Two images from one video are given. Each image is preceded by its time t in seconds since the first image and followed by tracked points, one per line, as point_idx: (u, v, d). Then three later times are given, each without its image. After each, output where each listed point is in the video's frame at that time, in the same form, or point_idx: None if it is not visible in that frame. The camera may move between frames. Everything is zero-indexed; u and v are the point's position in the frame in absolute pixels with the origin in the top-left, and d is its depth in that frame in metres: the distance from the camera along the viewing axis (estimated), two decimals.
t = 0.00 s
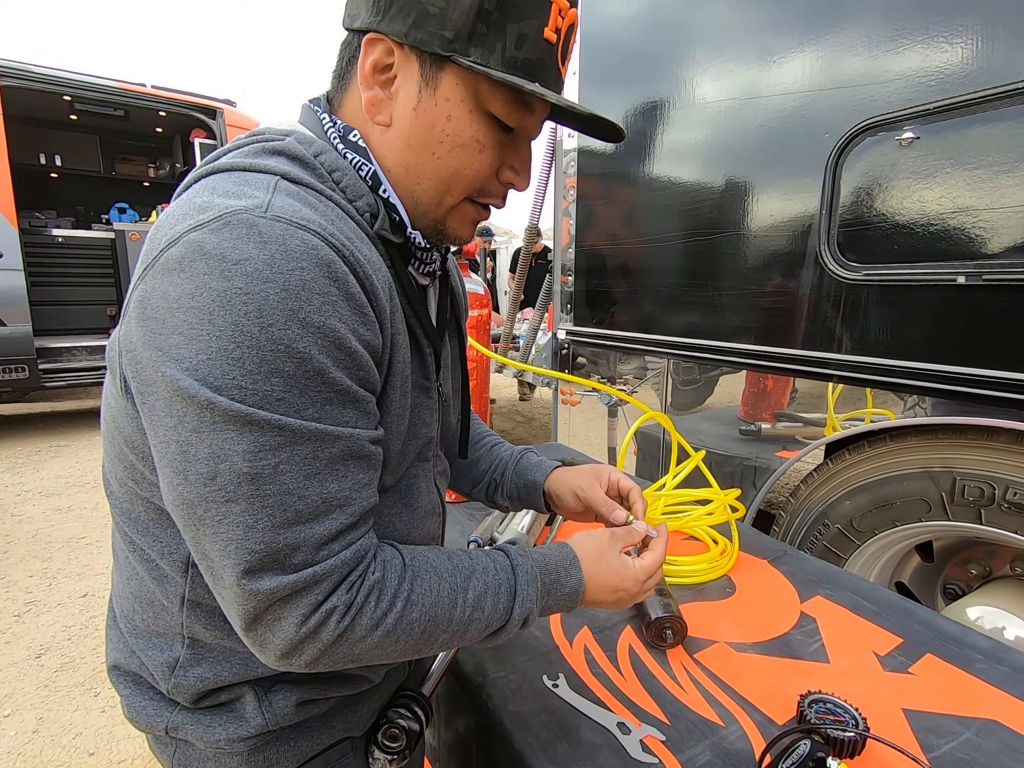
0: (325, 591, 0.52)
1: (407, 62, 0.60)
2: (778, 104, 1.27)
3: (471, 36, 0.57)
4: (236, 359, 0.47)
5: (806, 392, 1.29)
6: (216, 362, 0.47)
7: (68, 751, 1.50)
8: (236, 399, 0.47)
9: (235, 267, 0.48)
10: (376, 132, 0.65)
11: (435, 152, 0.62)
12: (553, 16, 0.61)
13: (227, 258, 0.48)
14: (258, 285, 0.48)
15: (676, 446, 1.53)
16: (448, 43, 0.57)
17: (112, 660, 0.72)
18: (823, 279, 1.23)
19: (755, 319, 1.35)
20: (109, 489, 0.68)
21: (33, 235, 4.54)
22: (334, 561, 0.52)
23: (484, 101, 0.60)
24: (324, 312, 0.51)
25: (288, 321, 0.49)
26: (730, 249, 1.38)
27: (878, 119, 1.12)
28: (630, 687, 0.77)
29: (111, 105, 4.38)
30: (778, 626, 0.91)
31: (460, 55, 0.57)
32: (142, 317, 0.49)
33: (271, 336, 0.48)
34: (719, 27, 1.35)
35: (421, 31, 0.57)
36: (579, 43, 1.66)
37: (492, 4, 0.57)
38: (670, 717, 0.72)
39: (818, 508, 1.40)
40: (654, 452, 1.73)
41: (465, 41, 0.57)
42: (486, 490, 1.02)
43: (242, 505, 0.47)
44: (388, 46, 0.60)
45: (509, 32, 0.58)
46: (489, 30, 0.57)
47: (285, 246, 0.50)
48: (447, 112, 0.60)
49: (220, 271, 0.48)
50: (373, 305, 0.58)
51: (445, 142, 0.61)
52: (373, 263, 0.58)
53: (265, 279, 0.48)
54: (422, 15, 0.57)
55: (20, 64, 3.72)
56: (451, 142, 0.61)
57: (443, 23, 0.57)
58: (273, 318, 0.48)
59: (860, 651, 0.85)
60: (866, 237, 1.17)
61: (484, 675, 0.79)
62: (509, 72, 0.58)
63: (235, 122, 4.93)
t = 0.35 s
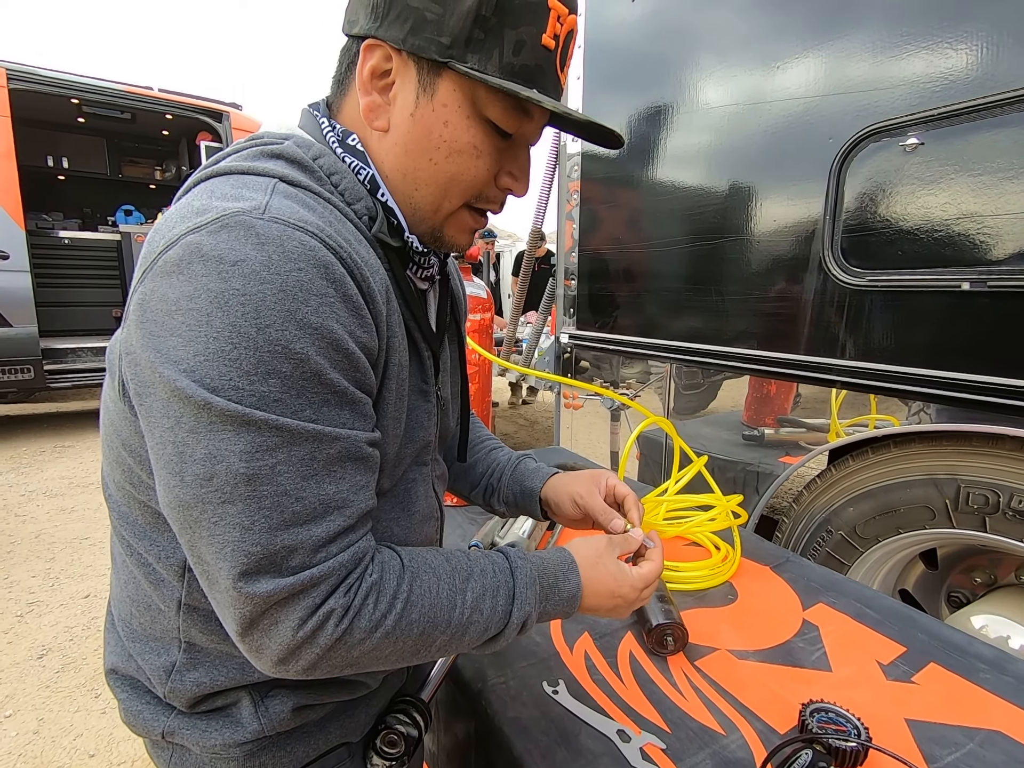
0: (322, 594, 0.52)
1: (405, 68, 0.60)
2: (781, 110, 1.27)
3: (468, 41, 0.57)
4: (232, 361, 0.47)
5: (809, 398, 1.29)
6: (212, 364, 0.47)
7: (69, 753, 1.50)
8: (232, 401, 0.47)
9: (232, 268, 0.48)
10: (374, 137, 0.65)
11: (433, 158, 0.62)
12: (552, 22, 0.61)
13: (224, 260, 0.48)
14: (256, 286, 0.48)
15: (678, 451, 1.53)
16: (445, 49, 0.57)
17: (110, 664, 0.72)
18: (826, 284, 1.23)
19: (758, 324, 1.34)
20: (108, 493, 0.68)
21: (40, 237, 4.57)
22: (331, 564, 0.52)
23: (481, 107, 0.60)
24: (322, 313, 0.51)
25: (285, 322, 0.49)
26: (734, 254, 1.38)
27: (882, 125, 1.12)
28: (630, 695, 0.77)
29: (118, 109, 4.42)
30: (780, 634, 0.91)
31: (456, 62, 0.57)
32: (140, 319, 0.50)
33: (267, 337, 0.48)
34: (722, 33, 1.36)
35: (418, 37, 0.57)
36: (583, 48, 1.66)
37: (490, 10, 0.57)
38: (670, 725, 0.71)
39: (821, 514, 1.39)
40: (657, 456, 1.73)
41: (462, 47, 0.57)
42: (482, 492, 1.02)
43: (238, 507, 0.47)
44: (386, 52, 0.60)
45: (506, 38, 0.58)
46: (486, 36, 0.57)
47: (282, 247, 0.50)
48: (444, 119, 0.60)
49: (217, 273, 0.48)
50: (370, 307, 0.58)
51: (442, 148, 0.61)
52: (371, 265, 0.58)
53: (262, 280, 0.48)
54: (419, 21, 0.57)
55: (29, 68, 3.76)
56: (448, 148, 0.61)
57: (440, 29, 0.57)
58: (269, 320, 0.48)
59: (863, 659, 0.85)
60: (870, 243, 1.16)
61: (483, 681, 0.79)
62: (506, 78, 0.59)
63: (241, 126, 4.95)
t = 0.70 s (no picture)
0: (324, 605, 0.53)
1: (398, 74, 0.61)
2: (783, 118, 1.28)
3: (457, 43, 0.58)
4: (239, 374, 0.48)
5: (812, 403, 1.29)
6: (219, 376, 0.48)
7: (74, 755, 1.51)
8: (238, 413, 0.48)
9: (240, 283, 0.49)
10: (372, 145, 0.67)
11: (424, 161, 0.63)
12: (543, 24, 0.61)
13: (232, 274, 0.49)
14: (262, 299, 0.49)
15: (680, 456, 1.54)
16: (434, 51, 0.58)
17: (117, 670, 0.73)
18: (829, 291, 1.23)
19: (761, 331, 1.35)
20: (116, 500, 0.69)
21: (47, 241, 4.61)
22: (334, 575, 0.53)
23: (472, 107, 0.61)
24: (328, 328, 0.52)
25: (290, 336, 0.49)
26: (737, 260, 1.38)
27: (883, 133, 1.13)
28: (632, 700, 0.77)
29: (125, 114, 4.46)
30: (783, 641, 0.91)
31: (444, 63, 0.58)
32: (149, 332, 0.51)
33: (273, 351, 0.49)
34: (723, 42, 1.37)
35: (409, 41, 0.59)
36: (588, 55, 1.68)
37: (478, 12, 0.58)
38: (672, 730, 0.72)
39: (823, 520, 1.39)
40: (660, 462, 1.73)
41: (450, 48, 0.58)
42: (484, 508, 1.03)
43: (243, 519, 0.48)
44: (381, 60, 0.62)
45: (495, 39, 0.59)
46: (474, 37, 0.58)
47: (289, 262, 0.51)
48: (435, 121, 0.61)
49: (224, 286, 0.49)
50: (375, 320, 0.59)
51: (433, 149, 0.62)
52: (375, 279, 0.59)
53: (269, 294, 0.49)
54: (409, 27, 0.59)
55: (37, 74, 3.80)
56: (439, 150, 0.62)
57: (429, 33, 0.58)
58: (275, 334, 0.49)
59: (865, 666, 0.85)
60: (872, 250, 1.17)
61: (486, 686, 0.80)
62: (495, 77, 0.59)
63: (246, 131, 4.98)
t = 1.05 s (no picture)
0: (268, 638, 0.52)
1: (435, 104, 0.65)
2: (777, 131, 1.31)
3: (491, 74, 0.61)
4: (237, 391, 0.49)
5: (807, 407, 1.32)
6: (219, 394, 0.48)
7: (77, 759, 1.52)
8: (232, 433, 0.48)
9: (257, 306, 0.51)
10: (404, 171, 0.70)
11: (454, 185, 0.66)
12: (576, 59, 0.62)
13: (251, 298, 0.51)
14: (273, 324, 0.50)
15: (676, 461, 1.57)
16: (469, 81, 0.61)
17: (133, 674, 0.75)
18: (821, 298, 1.26)
19: (756, 338, 1.38)
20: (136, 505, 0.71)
21: (47, 246, 4.63)
22: (285, 609, 0.52)
23: (503, 135, 0.63)
24: (333, 361, 0.52)
25: (296, 364, 0.50)
26: (732, 268, 1.41)
27: (873, 147, 1.16)
28: (630, 700, 0.80)
29: (126, 121, 4.48)
30: (777, 643, 0.93)
31: (479, 92, 0.61)
32: (160, 342, 0.53)
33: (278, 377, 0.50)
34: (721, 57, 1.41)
35: (445, 72, 0.62)
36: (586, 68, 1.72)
37: (513, 45, 0.60)
38: (669, 730, 0.74)
39: (817, 524, 1.42)
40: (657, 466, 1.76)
41: (484, 79, 0.61)
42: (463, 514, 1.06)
43: (204, 535, 0.48)
44: (419, 91, 0.65)
45: (527, 72, 0.61)
46: (507, 69, 0.60)
47: (308, 293, 0.53)
48: (466, 147, 0.64)
49: (242, 308, 0.51)
50: (388, 357, 0.59)
51: (463, 174, 0.65)
52: (392, 315, 0.60)
53: (283, 321, 0.51)
54: (447, 58, 0.62)
55: (39, 80, 3.83)
56: (470, 175, 0.65)
57: (466, 65, 0.61)
58: (281, 360, 0.50)
59: (857, 668, 0.87)
60: (864, 259, 1.20)
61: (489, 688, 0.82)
62: (526, 106, 0.61)
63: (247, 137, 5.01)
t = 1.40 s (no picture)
0: (410, 671, 0.52)
1: (499, 129, 0.65)
2: (763, 131, 1.34)
3: (562, 108, 0.62)
4: (342, 427, 0.49)
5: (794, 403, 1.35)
6: (327, 431, 0.49)
7: (69, 759, 1.52)
8: (348, 466, 0.49)
9: (349, 340, 0.50)
10: (459, 190, 0.69)
11: (513, 211, 0.66)
12: (639, 99, 0.65)
13: (342, 330, 0.50)
14: (371, 359, 0.50)
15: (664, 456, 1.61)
16: (541, 112, 0.62)
17: (130, 684, 0.74)
18: (806, 295, 1.29)
19: (743, 335, 1.40)
20: (152, 513, 0.69)
21: (30, 245, 4.57)
22: (422, 640, 0.53)
23: (565, 166, 0.65)
24: (425, 388, 0.53)
25: (395, 396, 0.51)
26: (720, 266, 1.44)
27: (855, 148, 1.19)
28: (621, 689, 0.81)
29: (110, 118, 4.43)
30: (763, 632, 0.95)
31: (551, 123, 0.62)
32: (249, 373, 0.51)
33: (380, 410, 0.50)
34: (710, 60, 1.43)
35: (516, 100, 0.62)
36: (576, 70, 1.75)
37: (585, 82, 0.62)
38: (659, 717, 0.76)
39: (804, 517, 1.45)
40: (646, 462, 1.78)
41: (556, 112, 0.62)
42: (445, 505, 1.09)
43: (338, 574, 0.49)
44: (482, 112, 0.66)
45: (597, 108, 0.62)
46: (579, 104, 0.62)
47: (399, 323, 0.52)
48: (530, 175, 0.65)
49: (333, 342, 0.50)
50: (460, 375, 0.61)
51: (524, 201, 0.66)
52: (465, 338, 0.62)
53: (379, 353, 0.51)
54: (518, 87, 0.62)
55: (20, 76, 3.77)
56: (530, 204, 0.66)
57: (538, 95, 0.62)
58: (381, 394, 0.50)
59: (840, 655, 0.90)
60: (847, 258, 1.22)
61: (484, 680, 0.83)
62: (594, 143, 0.63)
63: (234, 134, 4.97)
